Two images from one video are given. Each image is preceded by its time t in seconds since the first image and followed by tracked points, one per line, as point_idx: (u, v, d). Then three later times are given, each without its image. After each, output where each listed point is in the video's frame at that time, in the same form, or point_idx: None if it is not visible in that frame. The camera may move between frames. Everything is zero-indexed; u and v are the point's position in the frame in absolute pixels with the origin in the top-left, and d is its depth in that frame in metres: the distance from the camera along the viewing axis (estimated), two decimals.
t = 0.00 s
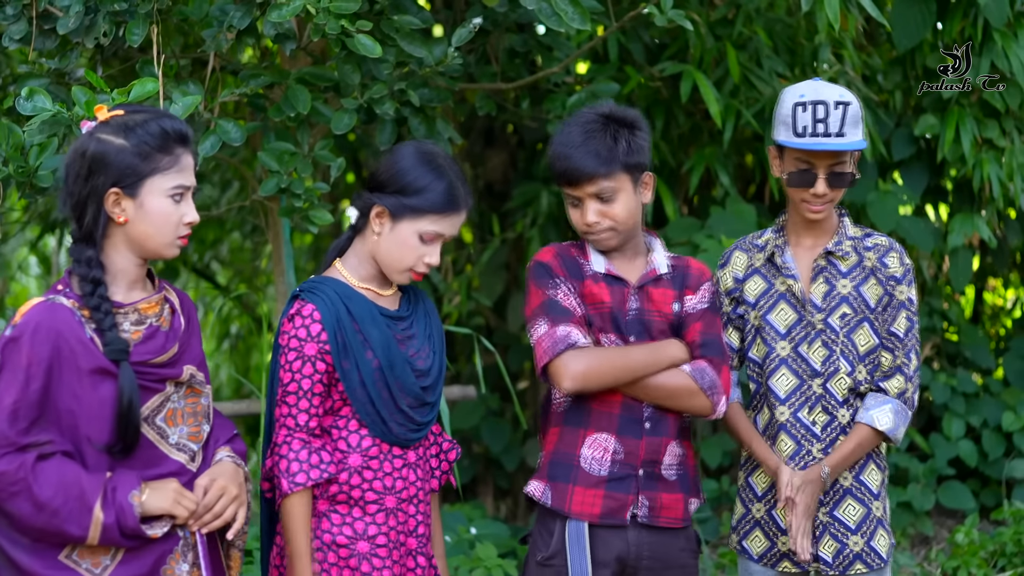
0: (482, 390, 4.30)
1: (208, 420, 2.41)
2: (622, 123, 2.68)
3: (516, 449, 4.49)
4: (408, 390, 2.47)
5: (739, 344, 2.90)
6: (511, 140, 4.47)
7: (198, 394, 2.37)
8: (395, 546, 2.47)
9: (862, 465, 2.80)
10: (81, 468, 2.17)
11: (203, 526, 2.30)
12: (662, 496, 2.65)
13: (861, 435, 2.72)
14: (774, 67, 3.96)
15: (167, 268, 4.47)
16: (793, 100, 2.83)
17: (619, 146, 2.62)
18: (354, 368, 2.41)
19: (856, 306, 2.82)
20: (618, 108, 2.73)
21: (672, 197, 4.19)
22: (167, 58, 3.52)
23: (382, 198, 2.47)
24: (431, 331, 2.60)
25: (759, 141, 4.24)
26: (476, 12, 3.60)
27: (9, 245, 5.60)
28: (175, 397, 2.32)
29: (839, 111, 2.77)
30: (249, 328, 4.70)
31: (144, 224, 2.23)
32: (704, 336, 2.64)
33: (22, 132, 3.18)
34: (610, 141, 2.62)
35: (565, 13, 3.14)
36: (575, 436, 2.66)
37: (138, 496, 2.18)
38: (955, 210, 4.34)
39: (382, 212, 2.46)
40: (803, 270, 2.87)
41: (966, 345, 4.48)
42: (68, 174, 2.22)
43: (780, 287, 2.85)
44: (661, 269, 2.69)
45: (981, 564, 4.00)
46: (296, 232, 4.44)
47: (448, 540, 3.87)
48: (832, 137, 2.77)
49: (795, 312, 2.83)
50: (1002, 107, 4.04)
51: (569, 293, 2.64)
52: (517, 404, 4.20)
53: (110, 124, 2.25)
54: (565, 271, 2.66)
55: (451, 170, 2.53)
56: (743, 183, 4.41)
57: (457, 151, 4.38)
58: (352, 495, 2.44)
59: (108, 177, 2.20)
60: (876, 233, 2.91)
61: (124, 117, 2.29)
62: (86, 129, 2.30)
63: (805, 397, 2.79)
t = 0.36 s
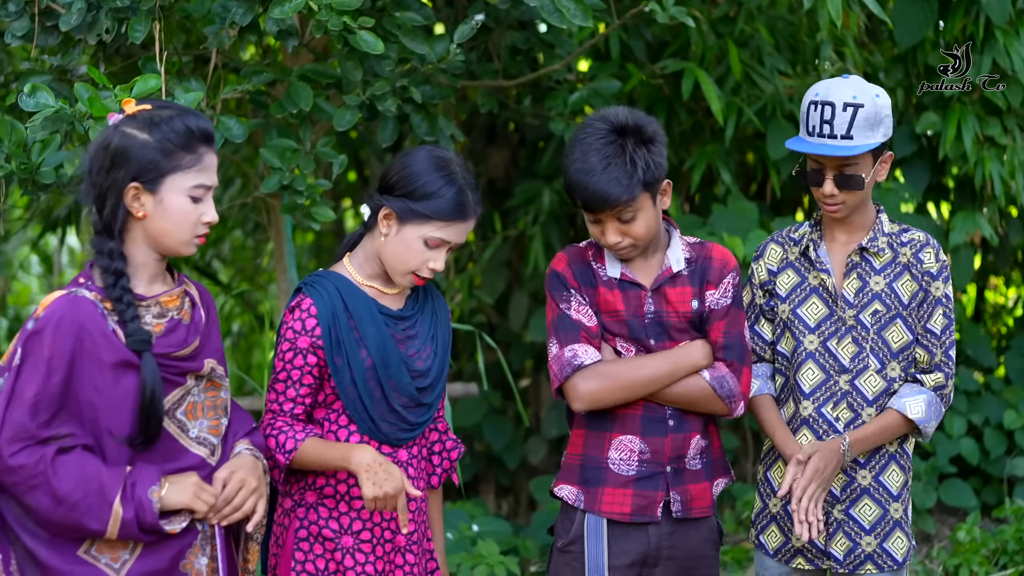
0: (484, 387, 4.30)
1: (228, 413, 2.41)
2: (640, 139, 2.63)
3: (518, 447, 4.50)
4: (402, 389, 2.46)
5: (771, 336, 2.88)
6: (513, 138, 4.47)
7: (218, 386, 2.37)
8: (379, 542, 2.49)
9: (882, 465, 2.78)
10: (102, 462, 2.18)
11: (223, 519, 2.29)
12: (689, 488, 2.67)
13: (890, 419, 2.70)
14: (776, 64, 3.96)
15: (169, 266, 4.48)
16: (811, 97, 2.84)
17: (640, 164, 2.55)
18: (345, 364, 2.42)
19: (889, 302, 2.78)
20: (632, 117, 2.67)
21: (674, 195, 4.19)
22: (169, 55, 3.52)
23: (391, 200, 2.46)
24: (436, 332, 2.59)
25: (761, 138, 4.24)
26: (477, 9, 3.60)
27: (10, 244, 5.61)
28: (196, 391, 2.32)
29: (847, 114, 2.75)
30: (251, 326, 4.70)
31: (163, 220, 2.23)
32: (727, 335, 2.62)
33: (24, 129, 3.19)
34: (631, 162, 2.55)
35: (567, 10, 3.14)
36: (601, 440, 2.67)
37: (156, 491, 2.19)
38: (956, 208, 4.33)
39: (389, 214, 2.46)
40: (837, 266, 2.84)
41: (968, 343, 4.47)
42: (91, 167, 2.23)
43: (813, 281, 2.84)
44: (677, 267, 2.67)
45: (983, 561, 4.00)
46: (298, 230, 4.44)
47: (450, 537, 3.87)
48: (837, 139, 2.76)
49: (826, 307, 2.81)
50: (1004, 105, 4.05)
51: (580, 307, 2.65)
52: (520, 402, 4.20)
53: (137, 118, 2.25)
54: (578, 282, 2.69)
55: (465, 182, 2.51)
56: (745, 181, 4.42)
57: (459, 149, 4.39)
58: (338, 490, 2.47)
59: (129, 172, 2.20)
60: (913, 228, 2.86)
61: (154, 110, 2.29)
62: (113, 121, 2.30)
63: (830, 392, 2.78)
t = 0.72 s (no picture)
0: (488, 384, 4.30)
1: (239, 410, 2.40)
2: (656, 176, 2.57)
3: (521, 444, 4.52)
4: (410, 383, 2.45)
5: (798, 331, 2.88)
6: (516, 136, 4.47)
7: (230, 382, 2.36)
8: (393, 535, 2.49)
9: (905, 467, 2.76)
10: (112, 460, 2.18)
11: (236, 514, 2.30)
12: (720, 476, 2.71)
13: (916, 427, 2.69)
14: (779, 62, 3.97)
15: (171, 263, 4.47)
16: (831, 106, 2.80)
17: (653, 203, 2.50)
18: (352, 360, 2.40)
19: (920, 304, 2.75)
20: (649, 150, 2.61)
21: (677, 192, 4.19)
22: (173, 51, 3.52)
23: (395, 194, 2.47)
24: (442, 325, 2.59)
25: (764, 135, 4.25)
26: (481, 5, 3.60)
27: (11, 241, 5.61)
28: (208, 387, 2.32)
29: (859, 128, 2.71)
30: (253, 324, 4.70)
31: (180, 220, 2.22)
32: (744, 326, 2.64)
33: (28, 125, 3.19)
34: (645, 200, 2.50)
35: (571, 5, 3.14)
36: (634, 442, 2.68)
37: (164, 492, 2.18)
38: (960, 205, 4.31)
39: (393, 208, 2.46)
40: (869, 265, 2.81)
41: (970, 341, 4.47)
42: (114, 159, 2.23)
43: (843, 278, 2.81)
44: (683, 272, 2.64)
45: (986, 558, 3.99)
46: (301, 228, 4.44)
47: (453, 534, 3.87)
48: (850, 153, 2.73)
49: (857, 305, 2.79)
50: (1007, 102, 4.10)
51: (598, 329, 2.66)
52: (523, 399, 4.20)
53: (166, 112, 2.25)
54: (589, 304, 2.68)
55: (468, 177, 2.51)
56: (748, 179, 4.42)
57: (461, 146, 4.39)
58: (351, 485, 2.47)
59: (150, 168, 2.20)
60: (947, 227, 2.82)
61: (183, 107, 2.29)
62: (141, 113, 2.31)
63: (857, 392, 2.77)
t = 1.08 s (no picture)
0: (489, 382, 4.29)
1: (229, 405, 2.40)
2: (685, 208, 2.51)
3: (522, 443, 4.49)
4: (419, 374, 2.44)
5: (816, 336, 2.82)
6: (517, 133, 4.46)
7: (222, 378, 2.35)
8: (401, 528, 2.48)
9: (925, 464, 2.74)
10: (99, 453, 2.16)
11: (219, 509, 2.28)
12: (716, 474, 2.69)
13: (934, 429, 2.68)
14: (781, 58, 3.96)
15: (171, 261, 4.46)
16: (832, 124, 2.69)
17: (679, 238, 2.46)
18: (359, 353, 2.40)
19: (939, 312, 2.72)
20: (679, 180, 2.55)
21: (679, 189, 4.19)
22: (174, 46, 3.51)
23: (399, 186, 2.46)
24: (449, 316, 2.58)
25: (766, 133, 4.25)
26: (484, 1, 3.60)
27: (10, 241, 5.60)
28: (201, 383, 2.31)
29: (862, 148, 2.60)
30: (254, 322, 4.69)
31: (181, 215, 2.21)
32: (752, 334, 2.66)
33: (29, 120, 3.18)
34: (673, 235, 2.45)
35: None
36: (631, 437, 2.67)
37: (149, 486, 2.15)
38: (962, 202, 4.31)
39: (402, 200, 2.46)
40: (886, 273, 2.75)
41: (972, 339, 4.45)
42: (118, 151, 2.22)
43: (860, 287, 2.76)
44: (696, 282, 2.61)
45: (989, 556, 3.99)
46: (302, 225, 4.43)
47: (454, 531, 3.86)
48: (854, 174, 2.63)
49: (875, 314, 2.75)
50: (1009, 99, 4.11)
51: (608, 331, 2.63)
52: (525, 397, 4.19)
53: (175, 105, 2.25)
54: (602, 300, 2.64)
55: (447, 139, 2.53)
56: (749, 176, 4.42)
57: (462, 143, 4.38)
58: (358, 477, 2.45)
59: (154, 163, 2.19)
60: (966, 224, 2.77)
61: (189, 101, 2.28)
62: (147, 105, 2.30)
63: (879, 398, 2.74)
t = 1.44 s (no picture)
0: (489, 382, 4.28)
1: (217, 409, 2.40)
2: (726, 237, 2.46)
3: (522, 443, 4.49)
4: (429, 373, 2.43)
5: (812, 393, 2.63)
6: (517, 134, 4.44)
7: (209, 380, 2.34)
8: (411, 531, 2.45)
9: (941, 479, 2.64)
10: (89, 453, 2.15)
11: (196, 539, 2.24)
12: (708, 482, 2.68)
13: (935, 496, 2.54)
14: (783, 59, 3.95)
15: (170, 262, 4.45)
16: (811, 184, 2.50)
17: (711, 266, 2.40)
18: (370, 355, 2.37)
19: (933, 369, 2.56)
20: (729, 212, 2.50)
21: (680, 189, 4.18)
22: (174, 47, 3.50)
23: (386, 182, 2.44)
24: (451, 315, 2.58)
25: (767, 134, 4.24)
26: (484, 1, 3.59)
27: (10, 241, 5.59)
28: (188, 388, 2.30)
29: (838, 213, 2.42)
30: (254, 323, 4.68)
31: (163, 206, 2.20)
32: (757, 356, 2.66)
33: (28, 121, 3.17)
34: (705, 264, 2.40)
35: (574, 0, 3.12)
36: (625, 439, 2.66)
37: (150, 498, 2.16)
38: (963, 203, 4.32)
39: (391, 197, 2.45)
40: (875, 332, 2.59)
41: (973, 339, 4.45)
42: (96, 149, 2.22)
43: (849, 350, 2.58)
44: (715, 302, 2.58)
45: (990, 558, 3.98)
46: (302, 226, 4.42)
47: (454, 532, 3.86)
48: (829, 241, 2.44)
49: (866, 375, 2.58)
50: (1010, 100, 4.08)
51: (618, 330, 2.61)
52: (525, 398, 4.18)
53: (145, 103, 2.23)
54: (621, 296, 2.61)
55: (424, 126, 2.51)
56: (750, 177, 4.41)
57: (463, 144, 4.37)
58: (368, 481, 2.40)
59: (130, 155, 2.19)
60: (957, 272, 2.57)
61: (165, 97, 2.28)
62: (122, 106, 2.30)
63: (887, 431, 2.64)
